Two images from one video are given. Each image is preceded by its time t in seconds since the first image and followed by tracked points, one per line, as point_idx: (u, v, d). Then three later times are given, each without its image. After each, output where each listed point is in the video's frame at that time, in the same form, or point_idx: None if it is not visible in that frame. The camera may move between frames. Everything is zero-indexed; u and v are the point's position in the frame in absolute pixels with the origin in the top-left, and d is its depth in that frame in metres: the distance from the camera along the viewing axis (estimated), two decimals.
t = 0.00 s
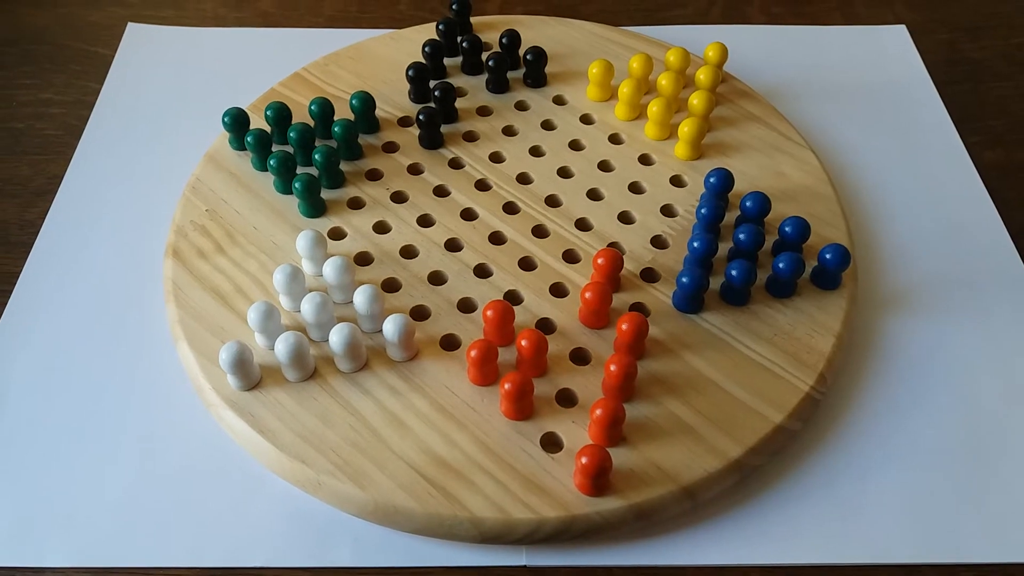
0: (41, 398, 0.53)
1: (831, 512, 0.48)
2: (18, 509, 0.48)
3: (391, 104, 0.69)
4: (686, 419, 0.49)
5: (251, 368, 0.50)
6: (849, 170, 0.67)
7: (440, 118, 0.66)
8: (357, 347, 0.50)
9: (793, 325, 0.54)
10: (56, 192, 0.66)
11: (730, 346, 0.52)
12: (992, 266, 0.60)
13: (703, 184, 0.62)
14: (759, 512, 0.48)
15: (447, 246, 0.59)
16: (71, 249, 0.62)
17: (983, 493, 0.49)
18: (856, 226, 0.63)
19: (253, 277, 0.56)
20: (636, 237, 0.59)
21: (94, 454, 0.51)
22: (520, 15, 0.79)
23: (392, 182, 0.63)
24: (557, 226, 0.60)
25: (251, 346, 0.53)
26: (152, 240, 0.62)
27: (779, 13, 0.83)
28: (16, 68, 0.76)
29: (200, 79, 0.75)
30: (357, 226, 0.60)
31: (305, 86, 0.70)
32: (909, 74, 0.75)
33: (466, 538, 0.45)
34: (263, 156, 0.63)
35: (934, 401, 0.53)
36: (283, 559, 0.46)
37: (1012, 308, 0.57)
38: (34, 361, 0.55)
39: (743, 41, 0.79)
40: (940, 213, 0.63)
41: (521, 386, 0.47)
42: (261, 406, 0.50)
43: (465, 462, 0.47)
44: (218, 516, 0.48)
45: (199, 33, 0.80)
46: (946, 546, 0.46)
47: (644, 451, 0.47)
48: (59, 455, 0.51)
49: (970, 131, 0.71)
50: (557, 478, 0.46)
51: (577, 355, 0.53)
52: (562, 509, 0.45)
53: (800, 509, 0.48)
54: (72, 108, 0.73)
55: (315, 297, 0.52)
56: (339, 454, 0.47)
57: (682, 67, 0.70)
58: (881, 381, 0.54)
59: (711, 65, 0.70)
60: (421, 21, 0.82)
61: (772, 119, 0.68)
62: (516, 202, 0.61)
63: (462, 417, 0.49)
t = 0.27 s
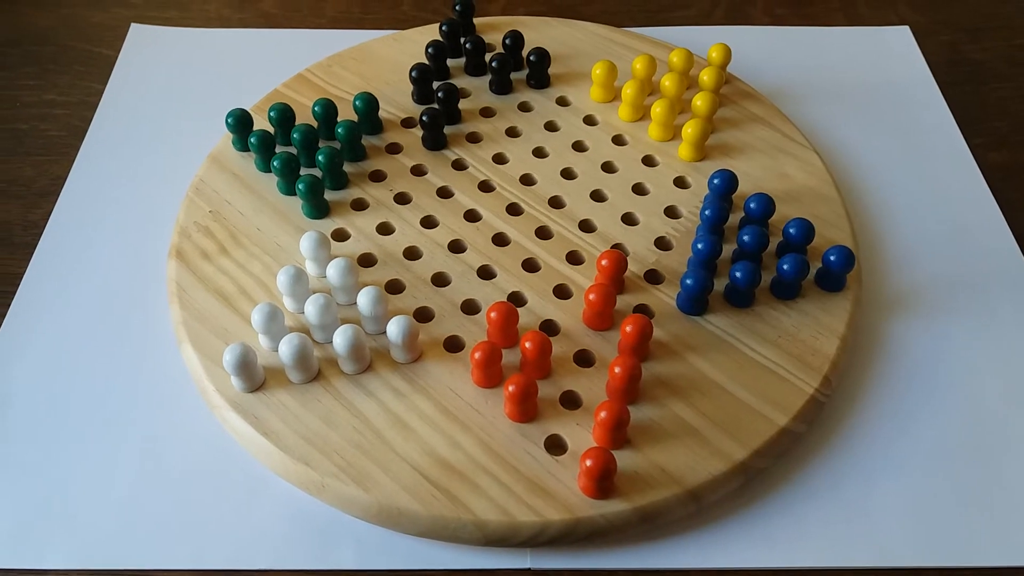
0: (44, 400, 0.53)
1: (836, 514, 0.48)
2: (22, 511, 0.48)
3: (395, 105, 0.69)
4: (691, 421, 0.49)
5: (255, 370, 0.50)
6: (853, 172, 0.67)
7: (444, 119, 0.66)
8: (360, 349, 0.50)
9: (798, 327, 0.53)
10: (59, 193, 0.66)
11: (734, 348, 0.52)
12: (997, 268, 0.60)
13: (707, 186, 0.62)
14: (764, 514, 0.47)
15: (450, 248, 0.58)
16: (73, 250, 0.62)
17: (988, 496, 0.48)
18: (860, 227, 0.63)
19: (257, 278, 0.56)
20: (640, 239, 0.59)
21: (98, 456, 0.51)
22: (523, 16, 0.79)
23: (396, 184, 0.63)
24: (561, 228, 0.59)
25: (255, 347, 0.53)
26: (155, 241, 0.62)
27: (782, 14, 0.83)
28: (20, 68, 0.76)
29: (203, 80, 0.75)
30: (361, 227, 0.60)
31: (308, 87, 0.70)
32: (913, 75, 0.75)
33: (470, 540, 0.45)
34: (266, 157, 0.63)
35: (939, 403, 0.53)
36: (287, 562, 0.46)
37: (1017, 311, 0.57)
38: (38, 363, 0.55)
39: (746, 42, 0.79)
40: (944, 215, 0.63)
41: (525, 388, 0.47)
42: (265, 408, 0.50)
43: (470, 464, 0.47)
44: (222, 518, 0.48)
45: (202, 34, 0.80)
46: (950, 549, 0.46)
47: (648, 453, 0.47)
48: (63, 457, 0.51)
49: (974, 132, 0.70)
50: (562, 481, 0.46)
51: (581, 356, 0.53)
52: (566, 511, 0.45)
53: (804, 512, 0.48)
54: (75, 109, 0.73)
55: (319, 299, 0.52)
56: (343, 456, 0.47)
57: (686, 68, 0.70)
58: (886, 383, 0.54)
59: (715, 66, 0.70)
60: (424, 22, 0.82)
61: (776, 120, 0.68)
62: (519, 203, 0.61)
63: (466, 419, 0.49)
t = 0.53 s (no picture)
0: (46, 398, 0.53)
1: (839, 514, 0.47)
2: (24, 510, 0.48)
3: (397, 105, 0.69)
4: (694, 420, 0.49)
5: (257, 368, 0.50)
6: (855, 170, 0.67)
7: (446, 118, 0.66)
8: (363, 347, 0.50)
9: (800, 326, 0.53)
10: (62, 193, 0.66)
11: (737, 347, 0.52)
12: (1000, 267, 0.60)
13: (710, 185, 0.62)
14: (766, 514, 0.47)
15: (453, 247, 0.58)
16: (76, 249, 0.62)
17: (991, 495, 0.48)
18: (863, 226, 0.63)
19: (259, 277, 0.56)
20: (642, 238, 0.59)
21: (101, 455, 0.51)
22: (526, 16, 0.79)
23: (398, 183, 0.63)
24: (563, 227, 0.59)
25: (257, 346, 0.53)
26: (158, 240, 0.62)
27: (785, 13, 0.83)
28: (23, 68, 0.76)
29: (205, 80, 0.75)
30: (363, 226, 0.60)
31: (310, 87, 0.70)
32: (916, 74, 0.75)
33: (472, 539, 0.45)
34: (269, 156, 0.63)
35: (942, 402, 0.53)
36: (288, 561, 0.46)
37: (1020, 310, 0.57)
38: (40, 362, 0.55)
39: (748, 41, 0.79)
40: (947, 214, 0.63)
41: (528, 387, 0.47)
42: (267, 407, 0.50)
43: (472, 463, 0.47)
44: (224, 517, 0.48)
45: (204, 34, 0.80)
46: (953, 548, 0.46)
47: (651, 452, 0.47)
48: (66, 456, 0.51)
49: (977, 131, 0.70)
50: (564, 480, 0.46)
51: (583, 355, 0.53)
52: (568, 510, 0.45)
53: (807, 511, 0.48)
54: (77, 108, 0.73)
55: (321, 297, 0.52)
56: (345, 455, 0.47)
57: (688, 67, 0.70)
58: (889, 382, 0.54)
59: (717, 65, 0.70)
60: (426, 21, 0.82)
61: (778, 119, 0.68)
62: (522, 202, 0.61)
63: (468, 418, 0.49)
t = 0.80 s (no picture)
0: (47, 401, 0.53)
1: (842, 518, 0.47)
2: (24, 512, 0.48)
3: (399, 109, 0.69)
4: (696, 424, 0.48)
5: (258, 371, 0.50)
6: (859, 174, 0.66)
7: (448, 122, 0.66)
8: (363, 351, 0.50)
9: (803, 330, 0.53)
10: (65, 196, 0.66)
11: (739, 351, 0.52)
12: (1004, 271, 0.59)
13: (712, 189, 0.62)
14: (768, 518, 0.47)
15: (454, 250, 0.58)
16: (78, 252, 0.62)
17: (995, 500, 0.48)
18: (866, 230, 0.62)
19: (261, 281, 0.56)
20: (644, 242, 0.59)
21: (101, 457, 0.51)
22: (529, 20, 0.79)
23: (400, 186, 0.63)
24: (565, 231, 0.59)
25: (258, 349, 0.53)
26: (160, 243, 0.62)
27: (788, 17, 0.82)
28: (27, 72, 0.77)
29: (209, 84, 0.75)
30: (365, 230, 0.60)
31: (313, 91, 0.70)
32: (920, 77, 0.75)
33: (472, 543, 0.45)
34: (271, 160, 0.63)
35: (946, 406, 0.52)
36: (288, 564, 0.46)
37: None
38: (42, 364, 0.55)
39: (752, 45, 0.79)
40: (951, 217, 0.63)
41: (529, 390, 0.47)
42: (268, 410, 0.50)
43: (472, 467, 0.47)
44: (223, 520, 0.48)
45: (208, 38, 0.80)
46: (957, 553, 0.46)
47: (652, 457, 0.47)
48: (66, 458, 0.51)
49: (981, 136, 0.70)
50: (565, 484, 0.46)
51: (585, 359, 0.52)
52: (569, 514, 0.45)
53: (809, 515, 0.47)
54: (81, 112, 0.73)
55: (322, 301, 0.52)
56: (345, 458, 0.47)
57: (691, 71, 0.69)
58: (892, 387, 0.53)
59: (720, 69, 0.70)
60: (429, 26, 0.82)
61: (781, 123, 0.68)
62: (523, 206, 0.61)
63: (469, 422, 0.49)
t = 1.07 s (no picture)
0: (48, 402, 0.53)
1: (845, 520, 0.47)
2: (25, 513, 0.48)
3: (401, 108, 0.69)
4: (698, 426, 0.48)
5: (259, 372, 0.50)
6: (861, 174, 0.66)
7: (450, 122, 0.66)
8: (365, 351, 0.50)
9: (806, 331, 0.53)
10: (66, 196, 0.66)
11: (742, 352, 0.52)
12: (1008, 271, 0.59)
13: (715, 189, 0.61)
14: (771, 520, 0.47)
15: (456, 250, 0.58)
16: (79, 252, 0.62)
17: (998, 502, 0.48)
18: (869, 230, 0.62)
19: (262, 281, 0.56)
20: (646, 242, 0.58)
21: (102, 457, 0.50)
22: (530, 19, 0.78)
23: (401, 186, 0.63)
24: (567, 231, 0.59)
25: (259, 350, 0.52)
26: (161, 243, 0.62)
27: (791, 16, 0.82)
28: (28, 71, 0.77)
29: (209, 83, 0.75)
30: (366, 230, 0.60)
31: (314, 90, 0.70)
32: (922, 77, 0.74)
33: (474, 545, 0.45)
34: (272, 160, 0.63)
35: (950, 408, 0.52)
36: (289, 566, 0.46)
37: None
38: (42, 365, 0.55)
39: (754, 45, 0.78)
40: (954, 218, 0.63)
41: (531, 391, 0.47)
42: (269, 411, 0.49)
43: (474, 468, 0.46)
44: (224, 522, 0.48)
45: (209, 38, 0.80)
46: (960, 555, 0.46)
47: (655, 458, 0.47)
48: (66, 459, 0.50)
49: (984, 135, 0.70)
50: (567, 485, 0.46)
51: (587, 360, 0.52)
52: (571, 516, 0.45)
53: (812, 517, 0.47)
54: (82, 112, 0.73)
55: (324, 301, 0.52)
56: (347, 459, 0.47)
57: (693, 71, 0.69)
58: (895, 388, 0.53)
59: (723, 69, 0.69)
60: (431, 25, 0.82)
61: (784, 123, 0.67)
62: (525, 206, 0.61)
63: (471, 423, 0.49)
